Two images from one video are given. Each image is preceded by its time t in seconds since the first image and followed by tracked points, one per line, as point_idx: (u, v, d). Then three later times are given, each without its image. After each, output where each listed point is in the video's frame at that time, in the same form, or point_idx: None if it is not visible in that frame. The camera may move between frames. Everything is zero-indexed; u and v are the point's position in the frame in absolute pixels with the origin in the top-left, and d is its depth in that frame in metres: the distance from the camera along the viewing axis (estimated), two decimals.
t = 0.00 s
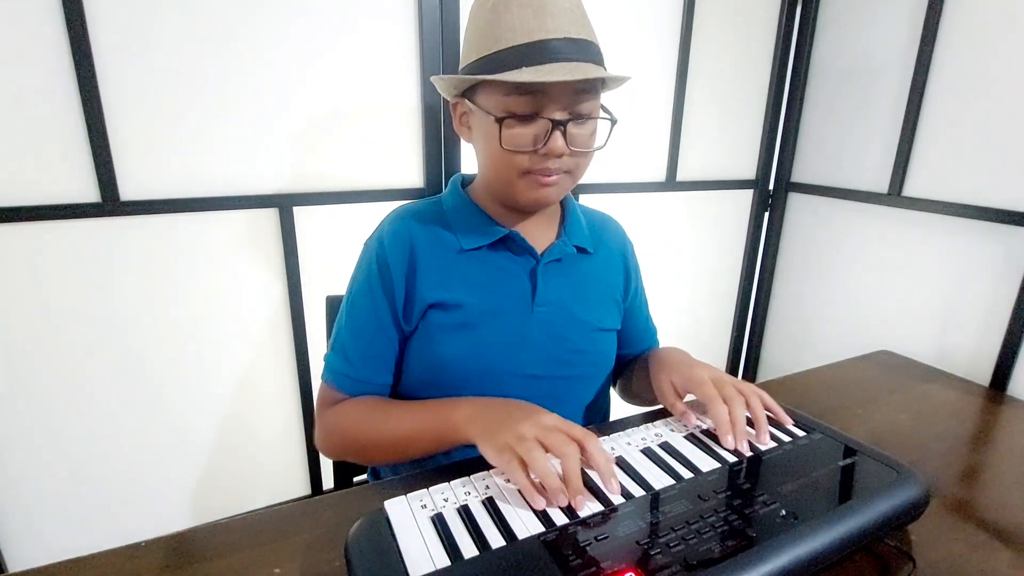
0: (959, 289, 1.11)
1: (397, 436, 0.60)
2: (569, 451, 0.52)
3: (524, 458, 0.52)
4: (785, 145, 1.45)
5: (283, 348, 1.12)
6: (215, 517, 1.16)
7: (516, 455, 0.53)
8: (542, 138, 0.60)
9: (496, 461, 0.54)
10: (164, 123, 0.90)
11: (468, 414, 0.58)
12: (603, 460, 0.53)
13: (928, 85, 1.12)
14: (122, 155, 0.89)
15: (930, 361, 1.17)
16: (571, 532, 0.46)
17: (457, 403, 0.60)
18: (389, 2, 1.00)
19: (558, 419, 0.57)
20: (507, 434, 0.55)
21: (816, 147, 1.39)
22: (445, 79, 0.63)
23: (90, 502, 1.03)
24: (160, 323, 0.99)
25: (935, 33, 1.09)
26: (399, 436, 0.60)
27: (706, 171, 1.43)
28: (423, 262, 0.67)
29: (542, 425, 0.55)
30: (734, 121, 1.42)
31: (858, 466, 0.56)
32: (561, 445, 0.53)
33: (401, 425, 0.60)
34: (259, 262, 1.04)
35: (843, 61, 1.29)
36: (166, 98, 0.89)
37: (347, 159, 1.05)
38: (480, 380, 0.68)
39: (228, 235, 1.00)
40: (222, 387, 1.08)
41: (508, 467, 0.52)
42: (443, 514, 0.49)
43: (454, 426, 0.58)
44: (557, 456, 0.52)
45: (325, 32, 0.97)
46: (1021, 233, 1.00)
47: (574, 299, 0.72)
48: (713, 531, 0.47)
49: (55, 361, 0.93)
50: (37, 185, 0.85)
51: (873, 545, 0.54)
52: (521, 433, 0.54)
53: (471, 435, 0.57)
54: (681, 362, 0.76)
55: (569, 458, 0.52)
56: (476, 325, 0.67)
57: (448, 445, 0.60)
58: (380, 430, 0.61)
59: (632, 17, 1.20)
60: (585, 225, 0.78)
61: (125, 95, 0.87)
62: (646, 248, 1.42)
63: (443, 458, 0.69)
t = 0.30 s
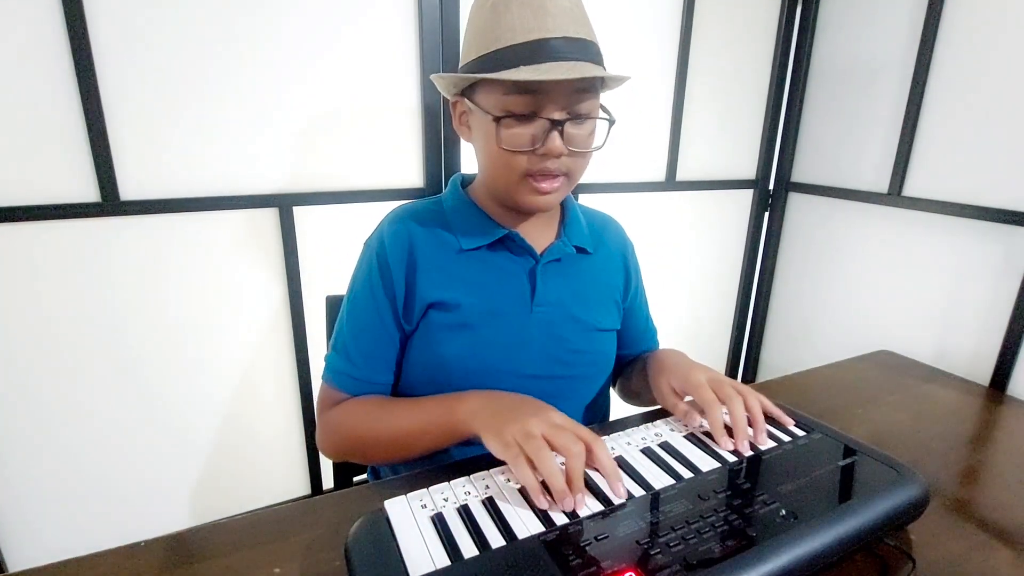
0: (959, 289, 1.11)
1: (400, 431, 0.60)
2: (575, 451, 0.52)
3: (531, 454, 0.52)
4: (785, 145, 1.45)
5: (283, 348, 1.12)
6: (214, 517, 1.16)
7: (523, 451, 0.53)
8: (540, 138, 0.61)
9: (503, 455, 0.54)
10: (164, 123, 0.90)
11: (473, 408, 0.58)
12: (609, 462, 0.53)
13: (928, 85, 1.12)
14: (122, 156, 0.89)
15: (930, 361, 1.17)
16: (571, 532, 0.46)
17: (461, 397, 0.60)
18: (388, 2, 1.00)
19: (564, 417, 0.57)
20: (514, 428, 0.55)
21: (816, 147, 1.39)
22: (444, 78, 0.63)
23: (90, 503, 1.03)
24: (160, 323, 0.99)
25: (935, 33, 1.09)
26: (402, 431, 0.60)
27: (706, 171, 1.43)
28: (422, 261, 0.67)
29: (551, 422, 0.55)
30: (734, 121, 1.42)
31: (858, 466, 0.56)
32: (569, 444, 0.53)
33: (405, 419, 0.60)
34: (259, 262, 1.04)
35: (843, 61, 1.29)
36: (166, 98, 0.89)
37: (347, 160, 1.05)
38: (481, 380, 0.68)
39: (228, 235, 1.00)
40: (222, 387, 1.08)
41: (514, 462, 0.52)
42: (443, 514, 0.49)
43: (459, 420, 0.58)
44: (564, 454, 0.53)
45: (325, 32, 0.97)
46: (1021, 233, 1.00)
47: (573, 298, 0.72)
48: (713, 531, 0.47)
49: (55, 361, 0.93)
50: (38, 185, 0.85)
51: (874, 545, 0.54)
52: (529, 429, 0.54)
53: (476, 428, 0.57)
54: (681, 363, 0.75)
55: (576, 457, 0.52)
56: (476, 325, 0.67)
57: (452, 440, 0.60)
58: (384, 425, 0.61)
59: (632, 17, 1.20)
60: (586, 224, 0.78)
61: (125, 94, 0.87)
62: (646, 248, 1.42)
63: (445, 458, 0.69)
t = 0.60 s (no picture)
0: (959, 289, 1.11)
1: (400, 429, 0.60)
2: (573, 450, 0.52)
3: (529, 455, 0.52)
4: (785, 145, 1.45)
5: (282, 348, 1.12)
6: (214, 518, 1.16)
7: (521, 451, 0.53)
8: (530, 139, 0.61)
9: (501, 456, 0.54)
10: (164, 123, 0.90)
11: (471, 407, 0.58)
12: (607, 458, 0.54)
13: (928, 85, 1.12)
14: (122, 156, 0.89)
15: (930, 361, 1.17)
16: (570, 532, 0.46)
17: (460, 396, 0.60)
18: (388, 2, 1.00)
19: (562, 417, 0.57)
20: (513, 428, 0.55)
21: (815, 147, 1.39)
22: (437, 80, 0.63)
23: (90, 503, 1.03)
24: (160, 323, 0.99)
25: (934, 33, 1.09)
26: (402, 430, 0.60)
27: (706, 171, 1.43)
28: (420, 261, 0.67)
29: (548, 422, 0.55)
30: (734, 121, 1.42)
31: (858, 466, 0.56)
32: (565, 443, 0.53)
33: (405, 418, 0.60)
34: (259, 262, 1.04)
35: (842, 61, 1.29)
36: (166, 99, 0.89)
37: (347, 159, 1.05)
38: (480, 380, 0.68)
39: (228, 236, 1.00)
40: (222, 387, 1.08)
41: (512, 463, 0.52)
42: (443, 514, 0.49)
43: (459, 418, 0.58)
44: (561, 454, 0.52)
45: (324, 32, 0.97)
46: (1021, 233, 1.00)
47: (571, 298, 0.72)
48: (713, 531, 0.47)
49: (56, 361, 0.94)
50: (38, 186, 0.85)
51: (874, 545, 0.54)
52: (526, 429, 0.54)
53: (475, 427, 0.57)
54: (676, 364, 0.76)
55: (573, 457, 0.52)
56: (475, 325, 0.67)
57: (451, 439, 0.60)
58: (384, 424, 0.61)
59: (632, 17, 1.20)
60: (585, 224, 0.78)
61: (125, 95, 0.87)
62: (646, 248, 1.42)
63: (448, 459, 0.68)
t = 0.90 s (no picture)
0: (958, 289, 1.11)
1: (393, 434, 0.60)
2: (559, 449, 0.52)
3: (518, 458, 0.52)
4: (785, 145, 1.45)
5: (282, 348, 1.12)
6: (214, 517, 1.16)
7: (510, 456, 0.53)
8: (528, 140, 0.61)
9: (490, 461, 0.53)
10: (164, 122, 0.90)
11: (464, 412, 0.58)
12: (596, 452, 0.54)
13: (927, 85, 1.12)
14: (122, 155, 0.89)
15: (930, 361, 1.17)
16: (570, 532, 0.46)
17: (453, 401, 0.60)
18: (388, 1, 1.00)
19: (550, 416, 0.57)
20: (502, 434, 0.54)
21: (815, 147, 1.39)
22: (435, 80, 0.63)
23: (89, 503, 1.03)
24: (161, 323, 0.99)
25: (934, 33, 1.09)
26: (395, 434, 0.60)
27: (706, 171, 1.43)
28: (418, 261, 0.67)
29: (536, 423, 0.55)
30: (734, 121, 1.42)
31: (857, 466, 0.56)
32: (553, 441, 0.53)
33: (397, 424, 0.60)
34: (259, 262, 1.04)
35: (842, 61, 1.29)
36: (166, 99, 0.89)
37: (346, 159, 1.05)
38: (479, 380, 0.68)
39: (228, 235, 1.00)
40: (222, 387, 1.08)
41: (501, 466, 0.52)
42: (443, 514, 0.49)
43: (451, 426, 0.58)
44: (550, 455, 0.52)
45: (324, 32, 0.97)
46: (1020, 233, 1.00)
47: (571, 298, 0.72)
48: (713, 531, 0.47)
49: (56, 361, 0.94)
50: (39, 186, 0.85)
51: (873, 545, 0.54)
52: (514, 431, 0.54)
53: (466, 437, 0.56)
54: (676, 364, 0.76)
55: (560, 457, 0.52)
56: (473, 325, 0.67)
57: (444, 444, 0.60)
58: (378, 426, 0.61)
59: (632, 17, 1.20)
60: (584, 224, 0.78)
61: (125, 95, 0.87)
62: (646, 248, 1.42)
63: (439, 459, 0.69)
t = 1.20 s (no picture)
0: (958, 289, 1.11)
1: (352, 421, 0.62)
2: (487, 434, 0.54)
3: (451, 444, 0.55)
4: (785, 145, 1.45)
5: (282, 348, 1.12)
6: (214, 518, 1.16)
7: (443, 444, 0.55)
8: (528, 141, 0.60)
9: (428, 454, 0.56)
10: (164, 123, 0.90)
11: (421, 413, 0.60)
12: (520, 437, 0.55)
13: (927, 84, 1.12)
14: (122, 156, 0.89)
15: (930, 361, 1.17)
16: (570, 532, 0.46)
17: (416, 402, 0.62)
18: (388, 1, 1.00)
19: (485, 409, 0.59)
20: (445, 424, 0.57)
21: (815, 147, 1.39)
22: (435, 80, 0.63)
23: (89, 503, 1.03)
24: (161, 323, 0.99)
25: (934, 33, 1.09)
26: (355, 422, 0.62)
27: (706, 171, 1.43)
28: (414, 260, 0.68)
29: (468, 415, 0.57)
30: (734, 121, 1.42)
31: (857, 466, 0.56)
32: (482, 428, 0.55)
33: (359, 413, 0.61)
34: (259, 262, 1.04)
35: (842, 61, 1.29)
36: (166, 99, 0.89)
37: (346, 159, 1.05)
38: (474, 380, 0.69)
39: (228, 236, 1.00)
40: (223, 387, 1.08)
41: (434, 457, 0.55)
42: (443, 514, 0.49)
43: (407, 423, 0.60)
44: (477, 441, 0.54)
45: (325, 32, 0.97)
46: (1020, 233, 1.00)
47: (568, 298, 0.72)
48: (712, 531, 0.47)
49: (56, 361, 0.93)
50: (39, 186, 0.85)
51: (872, 545, 0.54)
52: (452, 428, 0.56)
53: (416, 434, 0.59)
54: (676, 364, 0.76)
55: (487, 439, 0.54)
56: (469, 325, 0.67)
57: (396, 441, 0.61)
58: (343, 413, 0.62)
59: (632, 17, 1.20)
60: (583, 224, 0.78)
61: (126, 95, 0.87)
62: (645, 248, 1.42)
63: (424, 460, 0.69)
